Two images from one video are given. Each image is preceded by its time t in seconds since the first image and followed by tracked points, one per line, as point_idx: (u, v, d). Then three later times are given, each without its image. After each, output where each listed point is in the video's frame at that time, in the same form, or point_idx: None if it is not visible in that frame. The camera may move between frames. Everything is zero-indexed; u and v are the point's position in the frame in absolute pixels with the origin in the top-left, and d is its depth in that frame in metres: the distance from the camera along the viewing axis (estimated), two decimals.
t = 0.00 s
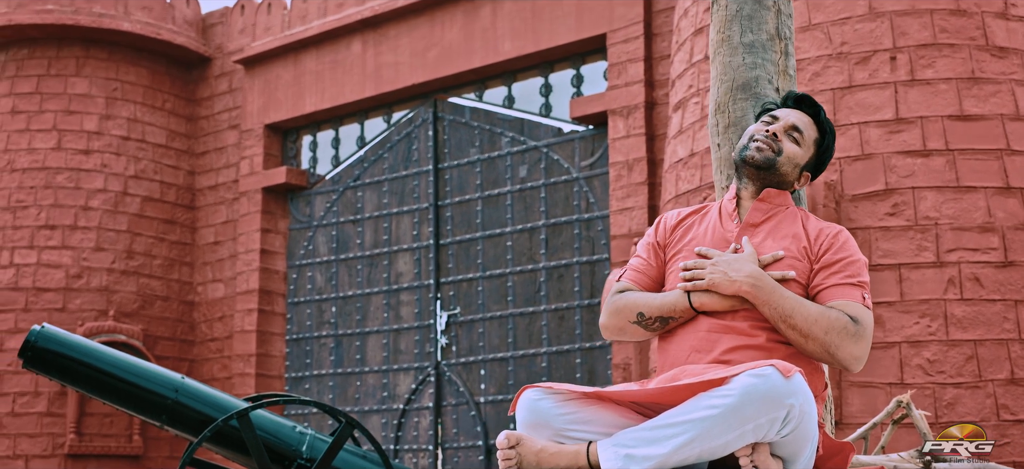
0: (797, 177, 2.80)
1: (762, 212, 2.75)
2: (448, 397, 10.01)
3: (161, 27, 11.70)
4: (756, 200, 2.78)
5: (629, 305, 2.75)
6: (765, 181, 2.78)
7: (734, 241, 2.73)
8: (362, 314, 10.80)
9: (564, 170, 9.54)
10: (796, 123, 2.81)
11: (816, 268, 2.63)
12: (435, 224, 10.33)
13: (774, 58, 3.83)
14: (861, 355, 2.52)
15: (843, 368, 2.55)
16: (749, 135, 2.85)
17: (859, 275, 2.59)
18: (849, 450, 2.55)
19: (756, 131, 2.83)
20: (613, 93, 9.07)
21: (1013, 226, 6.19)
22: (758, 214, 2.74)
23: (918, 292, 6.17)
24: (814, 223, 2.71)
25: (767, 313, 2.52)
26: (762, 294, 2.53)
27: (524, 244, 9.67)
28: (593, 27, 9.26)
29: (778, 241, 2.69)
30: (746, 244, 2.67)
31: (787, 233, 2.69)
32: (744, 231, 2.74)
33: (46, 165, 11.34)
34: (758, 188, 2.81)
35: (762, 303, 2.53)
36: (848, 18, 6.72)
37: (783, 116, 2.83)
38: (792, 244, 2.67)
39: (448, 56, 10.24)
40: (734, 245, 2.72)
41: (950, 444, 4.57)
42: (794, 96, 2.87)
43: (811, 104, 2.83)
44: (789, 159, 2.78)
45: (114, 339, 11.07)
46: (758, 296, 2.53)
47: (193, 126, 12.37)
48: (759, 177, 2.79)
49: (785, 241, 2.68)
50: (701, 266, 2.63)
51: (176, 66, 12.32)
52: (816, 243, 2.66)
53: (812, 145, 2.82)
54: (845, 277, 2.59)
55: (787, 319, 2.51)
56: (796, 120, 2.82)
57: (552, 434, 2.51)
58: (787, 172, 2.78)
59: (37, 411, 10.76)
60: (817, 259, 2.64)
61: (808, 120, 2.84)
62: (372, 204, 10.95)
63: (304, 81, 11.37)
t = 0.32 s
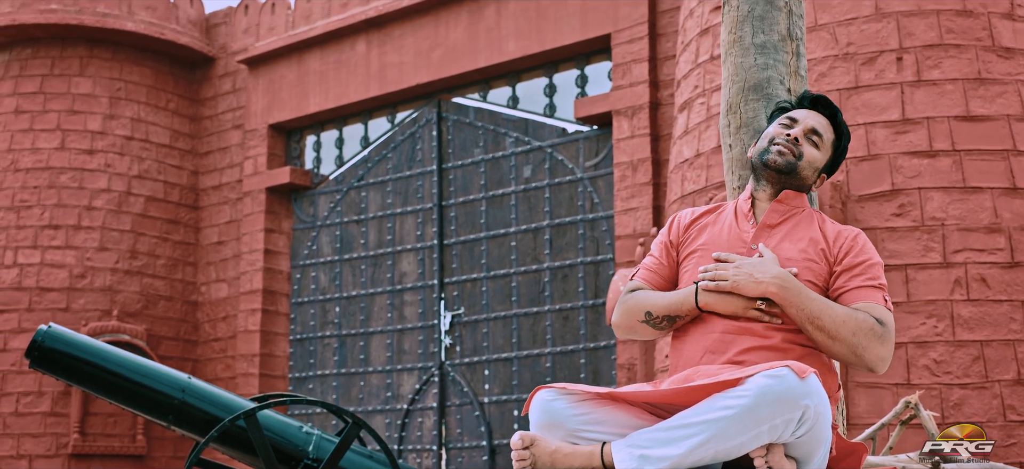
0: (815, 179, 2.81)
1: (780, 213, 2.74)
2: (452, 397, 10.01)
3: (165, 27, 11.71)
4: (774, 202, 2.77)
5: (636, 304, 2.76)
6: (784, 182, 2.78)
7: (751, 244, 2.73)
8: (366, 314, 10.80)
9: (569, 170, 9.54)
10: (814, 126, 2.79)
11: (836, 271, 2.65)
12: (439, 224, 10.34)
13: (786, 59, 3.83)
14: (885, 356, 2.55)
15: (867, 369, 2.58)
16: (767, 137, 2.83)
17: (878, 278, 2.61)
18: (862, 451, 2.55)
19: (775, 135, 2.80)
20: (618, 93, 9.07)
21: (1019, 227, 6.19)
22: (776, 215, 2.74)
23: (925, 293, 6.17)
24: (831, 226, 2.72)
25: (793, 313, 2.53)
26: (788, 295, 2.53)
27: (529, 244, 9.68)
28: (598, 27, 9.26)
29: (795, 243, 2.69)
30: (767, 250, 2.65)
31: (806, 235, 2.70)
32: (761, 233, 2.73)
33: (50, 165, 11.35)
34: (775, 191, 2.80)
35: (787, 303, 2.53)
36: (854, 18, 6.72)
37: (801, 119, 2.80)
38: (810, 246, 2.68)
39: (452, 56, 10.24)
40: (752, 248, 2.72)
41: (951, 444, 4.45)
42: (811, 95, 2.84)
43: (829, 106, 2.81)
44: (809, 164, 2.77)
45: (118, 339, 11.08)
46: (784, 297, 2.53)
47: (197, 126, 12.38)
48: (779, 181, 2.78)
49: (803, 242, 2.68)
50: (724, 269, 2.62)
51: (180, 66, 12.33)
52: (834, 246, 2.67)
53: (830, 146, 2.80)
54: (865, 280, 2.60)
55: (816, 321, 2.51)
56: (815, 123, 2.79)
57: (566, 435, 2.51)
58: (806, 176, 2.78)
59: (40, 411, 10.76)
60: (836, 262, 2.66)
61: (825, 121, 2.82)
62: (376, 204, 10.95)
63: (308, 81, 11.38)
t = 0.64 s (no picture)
0: (825, 178, 2.78)
1: (791, 213, 2.70)
2: (453, 397, 10.01)
3: (166, 26, 11.71)
4: (786, 202, 2.74)
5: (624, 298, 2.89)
6: (793, 183, 2.75)
7: (761, 242, 2.69)
8: (367, 314, 10.80)
9: (571, 170, 9.55)
10: (821, 125, 2.79)
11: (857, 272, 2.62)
12: (441, 224, 10.34)
13: (798, 59, 3.83)
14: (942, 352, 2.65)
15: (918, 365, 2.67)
16: (774, 140, 2.82)
17: (901, 278, 2.61)
18: (875, 451, 2.56)
19: (782, 136, 2.80)
20: (620, 94, 9.08)
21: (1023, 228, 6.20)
22: (788, 216, 2.70)
23: (928, 293, 6.18)
24: (846, 225, 2.68)
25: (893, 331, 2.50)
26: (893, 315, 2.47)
27: (530, 245, 9.68)
28: (600, 27, 9.27)
29: (810, 243, 2.65)
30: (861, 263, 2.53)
31: (819, 234, 2.65)
32: (771, 233, 2.69)
33: (51, 164, 11.35)
34: (785, 192, 2.77)
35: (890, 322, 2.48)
36: (859, 19, 6.73)
37: (808, 118, 2.80)
38: (823, 246, 2.63)
39: (454, 56, 10.24)
40: (763, 247, 2.67)
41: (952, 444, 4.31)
42: (817, 96, 2.84)
43: (836, 104, 2.81)
44: (817, 162, 2.75)
45: (118, 339, 11.07)
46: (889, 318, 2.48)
47: (198, 126, 12.38)
48: (790, 181, 2.75)
49: (819, 242, 2.64)
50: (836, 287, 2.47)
51: (181, 65, 12.33)
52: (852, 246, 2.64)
53: (838, 145, 2.79)
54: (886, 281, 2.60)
55: (918, 335, 2.52)
56: (822, 121, 2.79)
57: (580, 435, 2.52)
58: (815, 174, 2.75)
59: (41, 411, 10.76)
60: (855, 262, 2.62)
61: (833, 120, 2.81)
62: (377, 204, 10.95)
63: (310, 81, 11.38)
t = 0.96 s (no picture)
0: (826, 182, 2.80)
1: (792, 218, 2.72)
2: (444, 398, 10.02)
3: (157, 25, 11.68)
4: (787, 207, 2.76)
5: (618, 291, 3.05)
6: (796, 188, 2.76)
7: (762, 247, 2.70)
8: (359, 315, 10.79)
9: (563, 172, 9.56)
10: (823, 130, 2.80)
11: (860, 275, 2.63)
12: (433, 225, 10.34)
13: (797, 66, 3.84)
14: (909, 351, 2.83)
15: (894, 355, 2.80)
16: (775, 146, 2.83)
17: (904, 277, 2.64)
18: (874, 455, 2.58)
19: (784, 143, 2.81)
20: (612, 96, 9.10)
21: (1015, 232, 6.23)
22: (789, 220, 2.72)
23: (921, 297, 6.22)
24: (847, 229, 2.70)
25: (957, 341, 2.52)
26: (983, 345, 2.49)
27: (522, 246, 9.69)
28: (593, 29, 9.28)
29: (811, 248, 2.66)
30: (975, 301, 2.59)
31: (820, 239, 2.67)
32: (772, 238, 2.71)
33: (41, 163, 11.32)
34: (786, 198, 2.79)
35: (971, 333, 2.51)
36: (852, 24, 6.78)
37: (809, 124, 2.81)
38: (825, 251, 2.65)
39: (447, 57, 10.25)
40: (764, 253, 2.69)
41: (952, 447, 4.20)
42: (816, 101, 2.85)
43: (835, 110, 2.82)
44: (818, 167, 2.77)
45: (108, 338, 11.03)
46: (975, 333, 2.50)
47: (189, 125, 12.36)
48: (791, 187, 2.77)
49: (821, 245, 2.66)
50: None
51: (172, 64, 12.30)
52: (853, 249, 2.65)
53: (839, 151, 2.81)
54: (890, 281, 2.63)
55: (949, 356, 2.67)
56: (824, 127, 2.80)
57: (583, 439, 2.53)
58: (817, 180, 2.77)
59: (31, 410, 10.72)
60: (859, 265, 2.63)
61: (833, 126, 2.82)
62: (369, 205, 10.95)
63: (302, 81, 11.36)
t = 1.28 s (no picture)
0: (818, 189, 2.83)
1: (784, 224, 2.75)
2: (428, 399, 10.01)
3: (139, 26, 11.62)
4: (780, 213, 2.78)
5: (602, 290, 3.05)
6: (788, 194, 2.79)
7: (754, 253, 2.73)
8: (342, 316, 10.77)
9: (547, 174, 9.59)
10: (814, 138, 2.83)
11: (853, 280, 2.66)
12: (417, 226, 10.34)
13: (787, 73, 3.86)
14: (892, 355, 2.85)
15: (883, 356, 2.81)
16: (768, 153, 2.86)
17: (897, 280, 2.68)
18: (865, 458, 2.62)
19: (777, 150, 2.84)
20: (596, 98, 9.12)
21: (997, 235, 6.29)
22: (781, 227, 2.74)
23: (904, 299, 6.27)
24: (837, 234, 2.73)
25: (978, 341, 2.59)
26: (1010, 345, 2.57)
27: (506, 247, 9.71)
28: (578, 31, 9.30)
29: (802, 255, 2.69)
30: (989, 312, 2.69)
31: (811, 246, 2.70)
32: (764, 244, 2.73)
33: (23, 164, 11.24)
34: (779, 205, 2.81)
35: (996, 334, 2.58)
36: (836, 28, 6.83)
37: (801, 132, 2.84)
38: (815, 257, 2.68)
39: (431, 59, 10.25)
40: (757, 259, 2.71)
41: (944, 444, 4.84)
42: (807, 109, 2.88)
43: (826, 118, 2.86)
44: (811, 173, 2.79)
45: (90, 340, 10.99)
46: (1001, 334, 2.58)
47: (171, 126, 12.31)
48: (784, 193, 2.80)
49: (814, 252, 2.69)
50: None
51: (154, 65, 12.24)
52: (845, 254, 2.68)
53: (831, 158, 2.84)
54: (884, 283, 2.66)
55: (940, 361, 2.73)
56: (815, 135, 2.83)
57: (578, 443, 2.55)
58: (810, 187, 2.80)
59: (11, 412, 10.64)
60: (852, 268, 2.67)
61: (824, 134, 2.86)
62: (353, 206, 10.93)
63: (285, 82, 11.34)
